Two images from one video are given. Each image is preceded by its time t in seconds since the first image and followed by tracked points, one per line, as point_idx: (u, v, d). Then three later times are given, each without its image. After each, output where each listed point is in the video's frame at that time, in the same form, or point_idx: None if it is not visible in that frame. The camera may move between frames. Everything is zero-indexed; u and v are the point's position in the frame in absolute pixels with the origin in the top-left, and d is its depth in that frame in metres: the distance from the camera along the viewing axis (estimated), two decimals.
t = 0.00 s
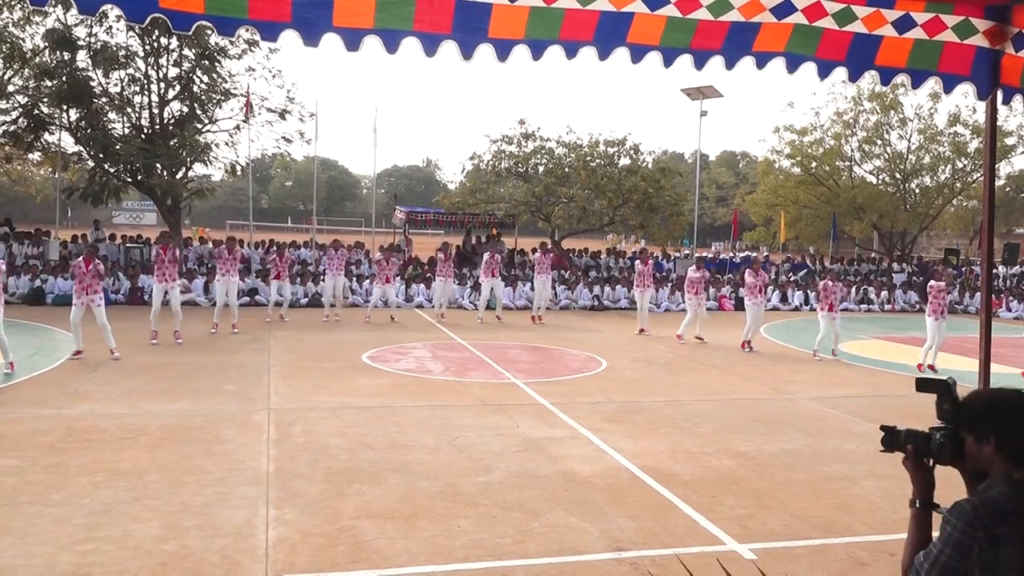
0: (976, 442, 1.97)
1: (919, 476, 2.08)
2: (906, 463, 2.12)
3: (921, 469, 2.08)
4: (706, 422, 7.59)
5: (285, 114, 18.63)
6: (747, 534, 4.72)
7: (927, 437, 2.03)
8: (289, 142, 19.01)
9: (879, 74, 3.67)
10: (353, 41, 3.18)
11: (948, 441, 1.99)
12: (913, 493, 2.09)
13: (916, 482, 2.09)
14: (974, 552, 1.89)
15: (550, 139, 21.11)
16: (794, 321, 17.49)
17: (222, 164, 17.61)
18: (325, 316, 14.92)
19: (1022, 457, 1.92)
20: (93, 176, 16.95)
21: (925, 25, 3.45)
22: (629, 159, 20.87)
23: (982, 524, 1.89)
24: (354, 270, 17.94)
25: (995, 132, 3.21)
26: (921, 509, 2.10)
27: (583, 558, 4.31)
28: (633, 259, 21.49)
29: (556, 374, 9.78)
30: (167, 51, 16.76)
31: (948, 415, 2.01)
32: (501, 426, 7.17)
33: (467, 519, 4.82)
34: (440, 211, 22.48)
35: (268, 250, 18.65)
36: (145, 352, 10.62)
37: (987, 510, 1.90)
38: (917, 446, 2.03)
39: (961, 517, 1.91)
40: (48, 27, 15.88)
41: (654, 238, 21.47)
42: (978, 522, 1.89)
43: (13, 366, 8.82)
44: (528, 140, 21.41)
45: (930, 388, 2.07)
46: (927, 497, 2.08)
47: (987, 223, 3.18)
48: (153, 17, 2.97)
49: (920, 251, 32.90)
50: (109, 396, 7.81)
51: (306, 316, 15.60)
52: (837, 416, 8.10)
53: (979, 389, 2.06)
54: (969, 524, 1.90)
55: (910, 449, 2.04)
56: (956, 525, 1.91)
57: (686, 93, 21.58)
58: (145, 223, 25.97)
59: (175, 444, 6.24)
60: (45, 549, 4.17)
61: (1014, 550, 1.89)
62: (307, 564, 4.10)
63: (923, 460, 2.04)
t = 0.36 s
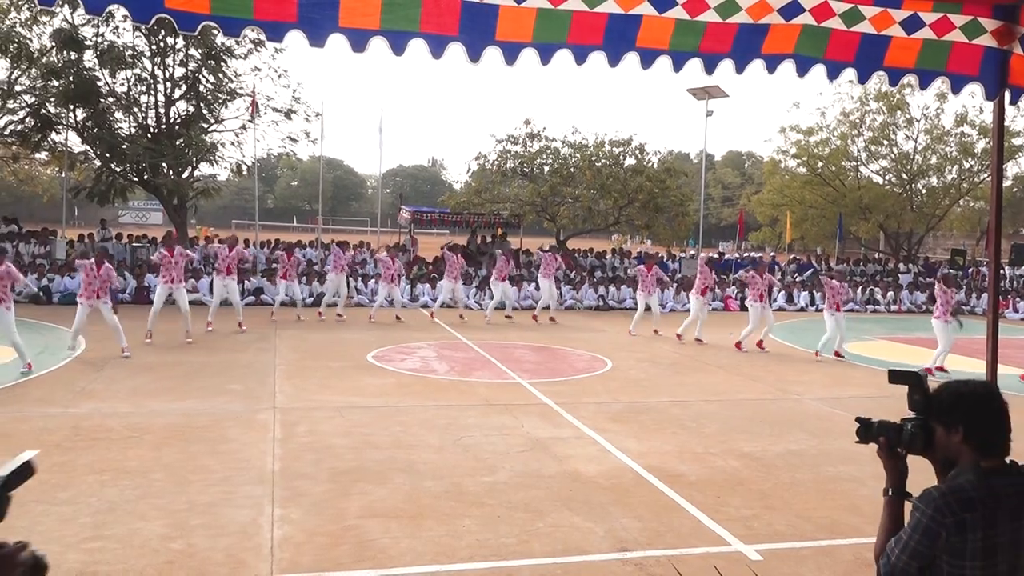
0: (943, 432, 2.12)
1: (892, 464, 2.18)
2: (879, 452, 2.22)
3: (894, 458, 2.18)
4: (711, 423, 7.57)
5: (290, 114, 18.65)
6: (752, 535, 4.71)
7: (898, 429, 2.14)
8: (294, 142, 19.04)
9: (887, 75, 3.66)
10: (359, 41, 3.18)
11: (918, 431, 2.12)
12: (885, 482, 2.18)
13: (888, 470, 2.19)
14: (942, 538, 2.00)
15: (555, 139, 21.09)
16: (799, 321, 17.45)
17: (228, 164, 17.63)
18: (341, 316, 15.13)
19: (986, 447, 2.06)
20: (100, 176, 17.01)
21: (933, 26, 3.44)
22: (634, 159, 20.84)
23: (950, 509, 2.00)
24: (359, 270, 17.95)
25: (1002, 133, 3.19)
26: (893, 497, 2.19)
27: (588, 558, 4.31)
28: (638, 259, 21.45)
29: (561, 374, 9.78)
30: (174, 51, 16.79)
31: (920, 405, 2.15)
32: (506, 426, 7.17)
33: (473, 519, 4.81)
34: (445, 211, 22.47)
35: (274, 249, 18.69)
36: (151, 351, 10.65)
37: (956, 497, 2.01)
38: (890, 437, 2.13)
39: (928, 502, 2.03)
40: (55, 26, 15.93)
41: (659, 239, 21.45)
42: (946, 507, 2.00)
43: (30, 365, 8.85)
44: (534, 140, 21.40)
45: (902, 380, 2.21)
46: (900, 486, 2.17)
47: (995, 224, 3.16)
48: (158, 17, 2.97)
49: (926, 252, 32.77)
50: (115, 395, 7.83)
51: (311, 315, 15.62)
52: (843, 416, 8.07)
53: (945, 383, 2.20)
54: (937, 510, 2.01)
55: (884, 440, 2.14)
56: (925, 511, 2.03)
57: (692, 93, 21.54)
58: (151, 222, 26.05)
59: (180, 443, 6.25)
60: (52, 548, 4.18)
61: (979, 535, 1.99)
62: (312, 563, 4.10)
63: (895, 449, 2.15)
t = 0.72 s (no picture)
0: (937, 427, 2.09)
1: (887, 460, 2.15)
2: (876, 447, 2.19)
3: (891, 453, 2.16)
4: (729, 421, 7.53)
5: (306, 114, 18.73)
6: (771, 534, 4.68)
7: (894, 424, 2.11)
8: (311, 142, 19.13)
9: (909, 71, 3.61)
10: (375, 42, 3.18)
11: (914, 426, 2.10)
12: (882, 477, 2.16)
13: (884, 465, 2.16)
14: (934, 531, 1.96)
15: (570, 137, 21.05)
16: (817, 318, 17.31)
17: (245, 165, 17.72)
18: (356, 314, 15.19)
19: (979, 440, 2.04)
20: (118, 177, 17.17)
21: (953, 20, 3.42)
22: (650, 156, 20.76)
23: (942, 502, 1.96)
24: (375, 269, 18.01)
25: None
26: (889, 491, 2.16)
27: (605, 557, 4.29)
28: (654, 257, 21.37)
29: (578, 372, 9.77)
30: (190, 53, 16.91)
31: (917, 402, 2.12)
32: (522, 424, 7.16)
33: (490, 518, 4.81)
34: (460, 210, 22.48)
35: (290, 249, 18.79)
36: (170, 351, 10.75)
37: (948, 490, 1.98)
38: (886, 432, 2.10)
39: (920, 495, 2.00)
40: (73, 29, 16.08)
41: (675, 236, 21.37)
42: (938, 500, 1.97)
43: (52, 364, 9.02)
44: (549, 139, 21.36)
45: (897, 375, 2.17)
46: (895, 480, 2.15)
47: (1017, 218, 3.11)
48: (174, 19, 2.98)
49: (946, 248, 32.44)
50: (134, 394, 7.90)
51: (328, 314, 15.71)
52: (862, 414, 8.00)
53: (941, 377, 2.17)
54: (929, 503, 1.97)
55: (880, 435, 2.11)
56: (918, 503, 1.99)
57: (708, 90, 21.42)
58: (169, 223, 26.28)
59: (199, 442, 6.30)
60: (74, 545, 4.23)
61: (971, 529, 1.96)
62: (330, 561, 4.12)
63: (891, 445, 2.12)
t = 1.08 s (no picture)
0: (950, 428, 2.07)
1: (901, 461, 2.12)
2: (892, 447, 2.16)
3: (905, 454, 2.12)
4: (742, 421, 7.49)
5: (318, 114, 18.79)
6: (784, 534, 4.65)
7: (906, 425, 2.06)
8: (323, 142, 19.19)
9: (925, 68, 3.56)
10: (387, 42, 3.18)
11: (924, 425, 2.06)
12: (896, 477, 2.13)
13: (898, 466, 2.14)
14: (947, 532, 1.94)
15: (582, 137, 21.03)
16: (830, 318, 17.19)
17: (257, 165, 17.78)
18: (368, 314, 15.24)
19: (993, 440, 2.02)
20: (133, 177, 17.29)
21: (969, 16, 3.39)
22: (662, 155, 20.69)
23: (954, 503, 1.94)
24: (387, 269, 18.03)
25: None
26: (904, 493, 2.14)
27: (617, 557, 4.28)
28: (666, 256, 21.30)
29: (590, 372, 9.75)
30: (204, 54, 17.00)
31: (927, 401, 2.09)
32: (534, 424, 7.15)
33: (502, 517, 4.81)
34: (472, 209, 22.49)
35: (303, 249, 18.85)
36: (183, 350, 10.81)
37: (960, 490, 1.96)
38: (897, 433, 2.06)
39: (932, 496, 1.97)
40: (88, 31, 16.20)
41: (687, 235, 21.30)
42: (951, 501, 1.95)
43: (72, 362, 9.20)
44: (561, 138, 21.34)
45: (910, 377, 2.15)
46: (910, 482, 2.12)
47: None
48: (187, 20, 2.99)
49: (961, 247, 32.16)
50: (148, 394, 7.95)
51: (340, 314, 15.75)
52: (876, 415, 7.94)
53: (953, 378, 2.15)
54: (942, 503, 1.95)
55: (890, 437, 2.07)
56: (930, 503, 1.97)
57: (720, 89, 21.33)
58: (183, 223, 26.45)
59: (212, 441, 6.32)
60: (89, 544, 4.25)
61: (984, 530, 1.93)
62: (342, 560, 4.13)
63: (905, 446, 2.07)
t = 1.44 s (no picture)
0: (972, 432, 2.07)
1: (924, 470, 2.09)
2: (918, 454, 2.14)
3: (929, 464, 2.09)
4: (747, 422, 7.47)
5: (324, 114, 18.82)
6: (788, 536, 4.64)
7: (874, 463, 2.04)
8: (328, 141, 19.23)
9: (932, 70, 3.54)
10: (392, 43, 3.18)
11: (890, 460, 2.01)
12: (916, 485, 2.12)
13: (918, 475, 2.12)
14: (966, 539, 1.92)
15: (587, 137, 21.02)
16: (835, 319, 17.15)
17: (262, 164, 17.80)
18: (373, 313, 15.26)
19: (1014, 448, 2.00)
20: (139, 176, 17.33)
21: (977, 17, 3.39)
22: (667, 155, 20.68)
23: (972, 509, 1.92)
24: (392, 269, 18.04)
25: None
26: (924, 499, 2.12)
27: (621, 557, 4.27)
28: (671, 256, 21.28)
29: (595, 372, 9.74)
30: (210, 53, 17.04)
31: (885, 441, 2.01)
32: (538, 424, 7.15)
33: (506, 518, 4.81)
34: (477, 209, 22.50)
35: (307, 249, 18.87)
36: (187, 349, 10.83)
37: (978, 496, 1.94)
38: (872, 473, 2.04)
39: (949, 502, 1.95)
40: (94, 31, 16.25)
41: (693, 236, 21.29)
42: (968, 507, 1.92)
43: (76, 361, 9.18)
44: (566, 138, 21.34)
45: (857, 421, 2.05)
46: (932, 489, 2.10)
47: None
48: (192, 20, 2.99)
49: (967, 248, 32.07)
50: (153, 392, 7.97)
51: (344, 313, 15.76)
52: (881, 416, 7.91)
53: (975, 381, 2.13)
54: (960, 510, 1.93)
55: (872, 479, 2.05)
56: (947, 510, 1.94)
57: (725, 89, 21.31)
58: (188, 222, 26.53)
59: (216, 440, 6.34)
60: (93, 542, 4.26)
61: (1001, 536, 1.92)
62: (346, 560, 4.13)
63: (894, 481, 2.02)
